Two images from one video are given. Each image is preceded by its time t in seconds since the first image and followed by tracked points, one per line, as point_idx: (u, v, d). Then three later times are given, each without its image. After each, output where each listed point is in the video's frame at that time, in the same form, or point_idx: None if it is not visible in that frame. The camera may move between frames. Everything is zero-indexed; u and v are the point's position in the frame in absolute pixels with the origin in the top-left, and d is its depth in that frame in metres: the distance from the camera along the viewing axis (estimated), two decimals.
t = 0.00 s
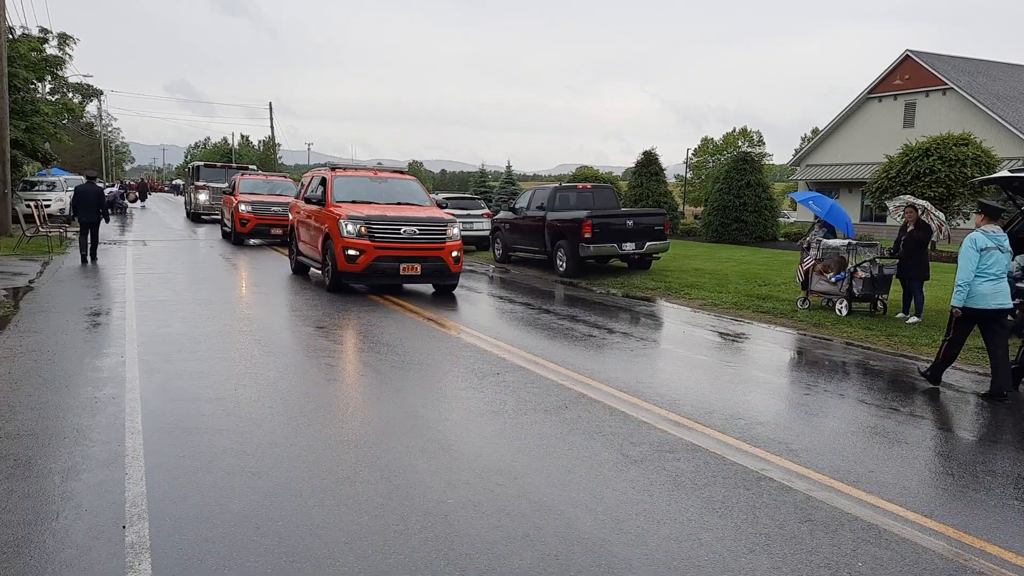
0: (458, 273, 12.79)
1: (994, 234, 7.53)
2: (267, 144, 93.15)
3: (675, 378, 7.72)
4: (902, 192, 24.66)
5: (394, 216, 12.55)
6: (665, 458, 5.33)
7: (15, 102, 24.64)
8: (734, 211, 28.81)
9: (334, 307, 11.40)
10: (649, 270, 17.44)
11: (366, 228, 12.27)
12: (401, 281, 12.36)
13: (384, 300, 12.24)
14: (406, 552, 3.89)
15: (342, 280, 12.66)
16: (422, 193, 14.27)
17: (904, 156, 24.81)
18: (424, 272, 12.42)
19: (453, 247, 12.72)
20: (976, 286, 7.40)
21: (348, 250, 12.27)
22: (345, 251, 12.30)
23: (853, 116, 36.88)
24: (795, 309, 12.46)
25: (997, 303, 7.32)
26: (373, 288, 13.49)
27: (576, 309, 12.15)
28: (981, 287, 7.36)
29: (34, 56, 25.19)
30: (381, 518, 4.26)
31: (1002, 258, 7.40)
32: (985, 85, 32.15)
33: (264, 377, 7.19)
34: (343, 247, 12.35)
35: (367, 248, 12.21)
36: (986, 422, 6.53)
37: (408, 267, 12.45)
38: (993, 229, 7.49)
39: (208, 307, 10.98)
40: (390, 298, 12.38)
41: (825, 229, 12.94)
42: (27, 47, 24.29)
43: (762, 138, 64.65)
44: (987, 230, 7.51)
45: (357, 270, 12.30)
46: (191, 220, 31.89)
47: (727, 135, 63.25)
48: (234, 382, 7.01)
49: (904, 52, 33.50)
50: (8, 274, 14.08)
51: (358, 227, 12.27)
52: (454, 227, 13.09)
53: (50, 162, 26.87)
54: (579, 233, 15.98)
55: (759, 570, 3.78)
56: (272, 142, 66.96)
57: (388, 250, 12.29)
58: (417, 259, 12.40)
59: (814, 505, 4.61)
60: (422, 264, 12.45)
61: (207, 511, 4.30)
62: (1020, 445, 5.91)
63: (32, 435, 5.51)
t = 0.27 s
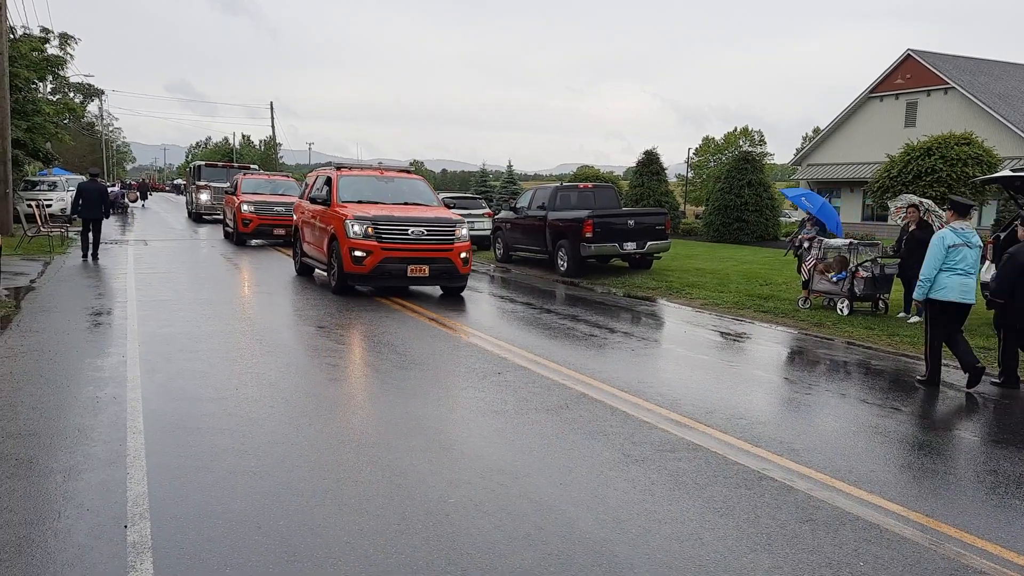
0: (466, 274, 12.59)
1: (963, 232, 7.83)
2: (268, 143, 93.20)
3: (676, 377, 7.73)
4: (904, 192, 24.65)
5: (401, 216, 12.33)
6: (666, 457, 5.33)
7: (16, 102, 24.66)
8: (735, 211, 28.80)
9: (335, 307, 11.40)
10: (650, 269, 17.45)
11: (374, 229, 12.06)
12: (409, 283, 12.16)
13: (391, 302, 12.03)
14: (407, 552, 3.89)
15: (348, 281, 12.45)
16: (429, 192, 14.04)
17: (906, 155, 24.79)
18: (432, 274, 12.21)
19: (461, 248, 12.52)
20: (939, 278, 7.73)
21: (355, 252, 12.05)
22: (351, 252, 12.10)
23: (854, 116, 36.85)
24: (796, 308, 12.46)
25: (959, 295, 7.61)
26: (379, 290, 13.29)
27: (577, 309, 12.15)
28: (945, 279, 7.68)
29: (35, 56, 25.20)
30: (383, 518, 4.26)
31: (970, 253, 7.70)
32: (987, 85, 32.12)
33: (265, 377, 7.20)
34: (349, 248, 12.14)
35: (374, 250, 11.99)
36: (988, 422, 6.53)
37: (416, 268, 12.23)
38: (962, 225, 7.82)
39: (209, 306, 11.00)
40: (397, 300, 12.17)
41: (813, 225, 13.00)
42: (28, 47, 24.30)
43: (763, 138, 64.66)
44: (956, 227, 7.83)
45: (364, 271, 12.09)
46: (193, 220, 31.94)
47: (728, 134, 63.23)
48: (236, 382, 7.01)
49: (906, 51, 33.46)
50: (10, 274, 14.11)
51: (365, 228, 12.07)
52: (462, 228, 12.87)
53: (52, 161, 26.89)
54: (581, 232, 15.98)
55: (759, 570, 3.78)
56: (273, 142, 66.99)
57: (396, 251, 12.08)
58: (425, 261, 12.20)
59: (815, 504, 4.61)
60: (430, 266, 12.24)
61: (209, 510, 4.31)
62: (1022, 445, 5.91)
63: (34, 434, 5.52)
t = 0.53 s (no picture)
0: (475, 275, 12.29)
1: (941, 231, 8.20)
2: (269, 142, 93.14)
3: (676, 376, 7.73)
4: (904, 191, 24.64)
5: (409, 216, 12.02)
6: (667, 457, 5.33)
7: (16, 102, 24.68)
8: (735, 211, 28.80)
9: (336, 306, 11.40)
10: (651, 269, 17.44)
11: (381, 229, 11.74)
12: (416, 285, 11.85)
13: (398, 304, 11.73)
14: (408, 551, 3.88)
15: (354, 283, 12.15)
16: (436, 192, 13.71)
17: (907, 155, 24.77)
18: (440, 275, 11.90)
19: (470, 248, 12.21)
20: (914, 275, 8.15)
21: (361, 253, 11.74)
22: (358, 253, 11.79)
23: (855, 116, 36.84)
24: (796, 308, 12.45)
25: (933, 290, 7.98)
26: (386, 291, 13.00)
27: (578, 308, 12.14)
28: (920, 276, 8.08)
29: (36, 55, 25.18)
30: (383, 517, 4.26)
31: (945, 251, 8.07)
32: (988, 84, 32.11)
33: (266, 377, 7.19)
34: (356, 249, 11.82)
35: (381, 250, 11.68)
36: (988, 421, 6.53)
37: (424, 270, 11.91)
38: (939, 224, 8.18)
39: (209, 306, 11.00)
40: (405, 303, 11.88)
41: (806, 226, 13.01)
42: (29, 46, 24.30)
43: (764, 137, 64.67)
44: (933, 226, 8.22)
45: (371, 273, 11.77)
46: (194, 219, 31.96)
47: (729, 134, 63.24)
48: (236, 381, 7.00)
49: (907, 51, 33.45)
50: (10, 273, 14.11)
51: (372, 229, 11.75)
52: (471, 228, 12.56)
53: (52, 161, 26.90)
54: (581, 232, 15.97)
55: (760, 569, 3.77)
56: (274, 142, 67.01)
57: (404, 252, 11.76)
58: (433, 262, 11.89)
59: (816, 504, 4.60)
60: (438, 267, 11.93)
61: (209, 510, 4.30)
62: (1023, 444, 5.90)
63: (34, 433, 5.52)
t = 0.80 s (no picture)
0: (483, 277, 12.04)
1: (916, 228, 8.47)
2: (269, 142, 93.09)
3: (677, 376, 7.73)
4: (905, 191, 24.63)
5: (416, 217, 11.73)
6: (667, 456, 5.32)
7: (16, 101, 24.70)
8: (736, 210, 28.78)
9: (336, 305, 11.39)
10: (651, 268, 17.44)
11: (387, 229, 11.47)
12: (424, 286, 11.60)
13: (405, 306, 11.48)
14: (408, 551, 3.88)
15: (360, 284, 11.87)
16: (443, 191, 13.42)
17: (907, 154, 24.75)
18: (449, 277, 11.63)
19: (478, 249, 11.95)
20: (891, 270, 8.41)
21: (368, 254, 11.46)
22: (364, 253, 11.51)
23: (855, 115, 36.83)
24: (797, 307, 12.44)
25: (909, 288, 8.30)
26: (392, 293, 12.75)
27: (578, 308, 12.14)
28: (898, 272, 8.36)
29: (36, 54, 25.17)
30: (384, 516, 4.26)
31: (921, 249, 8.37)
32: (989, 83, 32.08)
33: (266, 376, 7.19)
34: (362, 250, 11.56)
35: (388, 251, 11.40)
36: (988, 420, 6.52)
37: (432, 271, 11.63)
38: (917, 222, 8.42)
39: (209, 305, 11.00)
40: (412, 305, 11.63)
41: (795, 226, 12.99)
42: (29, 45, 24.30)
43: (764, 136, 64.65)
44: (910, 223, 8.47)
45: (378, 274, 11.51)
46: (194, 218, 31.96)
47: (730, 133, 63.23)
48: (236, 380, 7.00)
49: (907, 50, 33.43)
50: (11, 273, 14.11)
51: (378, 229, 11.48)
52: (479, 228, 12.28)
53: (53, 160, 26.90)
54: (582, 231, 15.97)
55: (760, 569, 3.77)
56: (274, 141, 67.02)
57: (411, 253, 11.49)
58: (441, 263, 11.63)
59: (817, 503, 4.60)
60: (446, 269, 11.66)
61: (209, 509, 4.29)
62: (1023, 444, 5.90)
63: (34, 432, 5.52)
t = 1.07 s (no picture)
0: (493, 278, 11.70)
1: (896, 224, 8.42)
2: (269, 141, 93.04)
3: (677, 374, 7.72)
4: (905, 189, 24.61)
5: (424, 216, 11.40)
6: (667, 455, 5.31)
7: (16, 100, 24.68)
8: (736, 209, 28.76)
9: (336, 305, 11.37)
10: (651, 267, 17.42)
11: (394, 230, 11.15)
12: (432, 288, 11.27)
13: (413, 309, 11.15)
14: (408, 550, 3.87)
15: (366, 286, 11.56)
16: (450, 190, 13.06)
17: (907, 152, 24.73)
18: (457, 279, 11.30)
19: (488, 250, 11.61)
20: (874, 268, 8.42)
21: (374, 255, 11.15)
22: (370, 255, 11.19)
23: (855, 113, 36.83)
24: (797, 306, 12.42)
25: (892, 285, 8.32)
26: (400, 295, 12.42)
27: (578, 306, 12.13)
28: (879, 270, 8.36)
29: (36, 53, 25.14)
30: (383, 515, 4.25)
31: (901, 244, 8.34)
32: (989, 82, 32.08)
33: (266, 375, 7.18)
34: (368, 251, 11.23)
35: (394, 253, 11.08)
36: (989, 418, 6.52)
37: (440, 272, 11.30)
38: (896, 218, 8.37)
39: (209, 305, 10.98)
40: (419, 307, 11.31)
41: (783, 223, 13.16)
42: (29, 44, 24.28)
43: (764, 135, 64.71)
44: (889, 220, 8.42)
45: (384, 276, 11.18)
46: (195, 218, 31.91)
47: (729, 132, 63.24)
48: (236, 380, 6.98)
49: (907, 49, 33.42)
50: (10, 272, 14.08)
51: (385, 229, 11.16)
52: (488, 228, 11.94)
53: (52, 159, 26.88)
54: (582, 230, 15.96)
55: (761, 567, 3.76)
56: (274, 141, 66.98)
57: (419, 253, 11.16)
58: (450, 264, 11.29)
59: (817, 502, 4.59)
60: (455, 270, 11.33)
61: (209, 508, 4.29)
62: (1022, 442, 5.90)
63: (34, 432, 5.50)
